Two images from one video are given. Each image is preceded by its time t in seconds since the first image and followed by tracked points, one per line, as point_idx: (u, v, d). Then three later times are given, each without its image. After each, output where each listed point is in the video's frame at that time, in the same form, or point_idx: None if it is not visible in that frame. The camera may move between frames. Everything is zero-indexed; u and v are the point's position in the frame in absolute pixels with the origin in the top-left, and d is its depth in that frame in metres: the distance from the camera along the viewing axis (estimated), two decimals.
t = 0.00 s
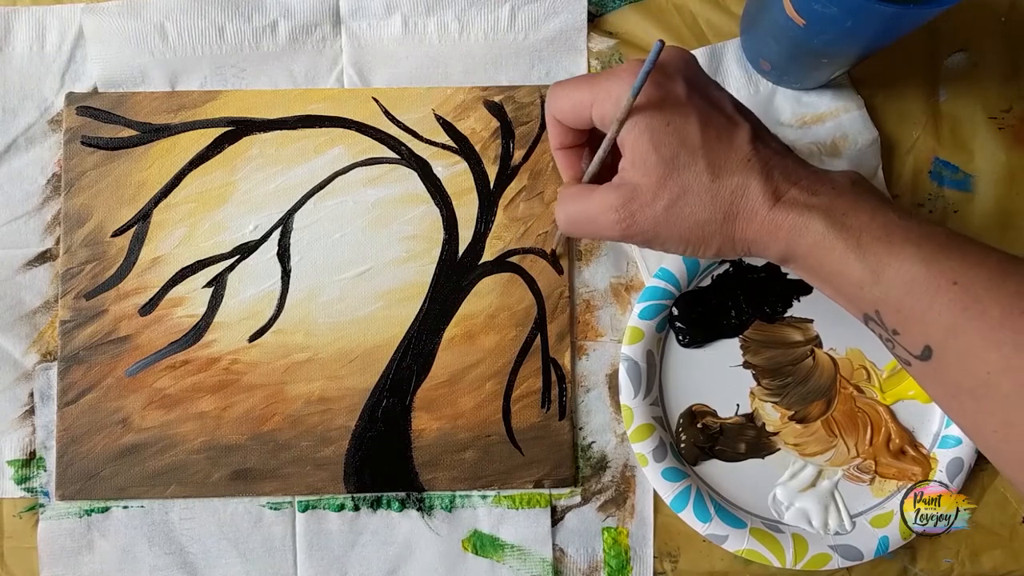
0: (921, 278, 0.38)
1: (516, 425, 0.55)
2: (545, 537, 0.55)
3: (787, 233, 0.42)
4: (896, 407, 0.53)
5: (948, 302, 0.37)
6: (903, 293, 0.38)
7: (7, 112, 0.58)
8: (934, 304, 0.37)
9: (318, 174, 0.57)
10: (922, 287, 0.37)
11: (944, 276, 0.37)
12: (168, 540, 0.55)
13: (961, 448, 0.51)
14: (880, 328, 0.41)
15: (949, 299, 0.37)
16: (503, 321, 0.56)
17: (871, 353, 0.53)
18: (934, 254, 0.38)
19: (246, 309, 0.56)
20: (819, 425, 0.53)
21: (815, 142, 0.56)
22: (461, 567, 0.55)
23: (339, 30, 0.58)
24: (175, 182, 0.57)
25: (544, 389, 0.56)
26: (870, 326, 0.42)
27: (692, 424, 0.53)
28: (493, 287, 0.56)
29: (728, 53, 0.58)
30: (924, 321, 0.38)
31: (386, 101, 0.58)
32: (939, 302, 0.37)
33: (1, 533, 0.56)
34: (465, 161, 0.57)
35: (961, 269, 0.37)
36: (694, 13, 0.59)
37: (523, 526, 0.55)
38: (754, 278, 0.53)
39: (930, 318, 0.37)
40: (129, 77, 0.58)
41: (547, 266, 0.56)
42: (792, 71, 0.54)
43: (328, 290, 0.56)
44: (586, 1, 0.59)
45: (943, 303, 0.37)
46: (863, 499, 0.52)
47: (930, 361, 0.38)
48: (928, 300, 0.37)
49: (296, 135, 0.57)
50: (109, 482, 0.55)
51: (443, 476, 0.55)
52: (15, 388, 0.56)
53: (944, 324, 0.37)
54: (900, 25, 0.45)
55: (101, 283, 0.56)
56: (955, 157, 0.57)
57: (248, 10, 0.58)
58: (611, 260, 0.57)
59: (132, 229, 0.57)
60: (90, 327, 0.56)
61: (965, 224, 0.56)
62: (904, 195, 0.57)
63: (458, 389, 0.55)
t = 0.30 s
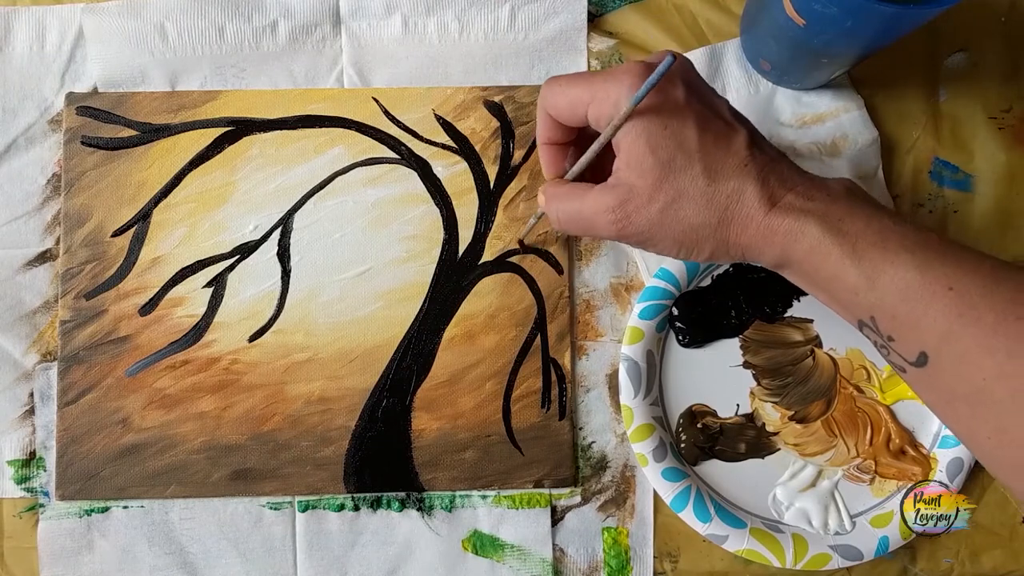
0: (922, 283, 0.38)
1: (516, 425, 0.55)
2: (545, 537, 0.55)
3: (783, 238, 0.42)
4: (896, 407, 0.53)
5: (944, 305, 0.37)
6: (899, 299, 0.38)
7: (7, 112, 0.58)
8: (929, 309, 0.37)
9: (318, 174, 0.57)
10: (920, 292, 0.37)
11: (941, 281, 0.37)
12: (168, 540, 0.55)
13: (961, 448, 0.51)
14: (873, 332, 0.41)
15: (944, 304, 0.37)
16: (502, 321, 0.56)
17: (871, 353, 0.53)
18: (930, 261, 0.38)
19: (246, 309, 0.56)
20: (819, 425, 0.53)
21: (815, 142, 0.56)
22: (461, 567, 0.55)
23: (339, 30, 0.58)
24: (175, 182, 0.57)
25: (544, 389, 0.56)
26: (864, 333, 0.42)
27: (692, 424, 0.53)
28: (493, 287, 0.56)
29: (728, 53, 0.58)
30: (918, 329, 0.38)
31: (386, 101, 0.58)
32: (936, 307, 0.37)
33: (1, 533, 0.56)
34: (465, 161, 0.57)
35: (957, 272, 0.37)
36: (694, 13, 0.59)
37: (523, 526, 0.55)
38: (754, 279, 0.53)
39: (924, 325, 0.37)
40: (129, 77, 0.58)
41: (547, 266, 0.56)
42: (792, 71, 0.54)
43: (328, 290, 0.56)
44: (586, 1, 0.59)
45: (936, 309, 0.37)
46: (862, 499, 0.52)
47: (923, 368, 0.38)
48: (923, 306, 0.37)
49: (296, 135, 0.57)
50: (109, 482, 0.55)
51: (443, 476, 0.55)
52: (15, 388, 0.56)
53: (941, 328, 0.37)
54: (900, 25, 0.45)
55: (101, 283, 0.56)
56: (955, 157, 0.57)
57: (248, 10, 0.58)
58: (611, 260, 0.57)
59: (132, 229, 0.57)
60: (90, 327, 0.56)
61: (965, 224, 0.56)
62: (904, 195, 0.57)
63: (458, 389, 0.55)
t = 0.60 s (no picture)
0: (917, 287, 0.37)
1: (516, 425, 0.55)
2: (545, 537, 0.55)
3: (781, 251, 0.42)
4: (896, 407, 0.53)
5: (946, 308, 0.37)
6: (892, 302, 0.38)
7: (7, 112, 0.58)
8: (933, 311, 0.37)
9: (318, 174, 0.57)
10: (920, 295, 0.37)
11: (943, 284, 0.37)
12: (168, 540, 0.55)
13: (962, 448, 0.51)
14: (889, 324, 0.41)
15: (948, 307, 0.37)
16: (503, 321, 0.56)
17: (872, 353, 0.53)
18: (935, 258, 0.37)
19: (246, 309, 0.56)
20: (819, 425, 0.53)
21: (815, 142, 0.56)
22: (461, 567, 0.55)
23: (339, 30, 0.58)
24: (175, 182, 0.57)
25: (544, 389, 0.56)
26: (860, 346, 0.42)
27: (692, 424, 0.53)
28: (493, 287, 0.56)
29: (728, 53, 0.58)
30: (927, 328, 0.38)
31: (386, 101, 0.58)
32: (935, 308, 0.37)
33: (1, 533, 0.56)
34: (465, 161, 0.57)
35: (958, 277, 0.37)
36: (694, 13, 0.59)
37: (523, 526, 0.55)
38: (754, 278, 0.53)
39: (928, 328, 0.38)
40: (129, 77, 0.58)
41: (547, 266, 0.56)
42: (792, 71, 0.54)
43: (328, 290, 0.56)
44: (586, 1, 0.59)
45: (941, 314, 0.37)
46: (862, 499, 0.52)
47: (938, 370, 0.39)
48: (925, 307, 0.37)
49: (296, 135, 0.57)
50: (109, 482, 0.55)
51: (443, 476, 0.55)
52: (15, 388, 0.56)
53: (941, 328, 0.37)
54: (900, 23, 0.45)
55: (101, 283, 0.56)
56: (955, 157, 0.57)
57: (248, 10, 0.58)
58: (611, 260, 0.57)
59: (132, 229, 0.57)
60: (90, 327, 0.56)
61: (965, 224, 0.56)
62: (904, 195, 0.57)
63: (458, 389, 0.55)
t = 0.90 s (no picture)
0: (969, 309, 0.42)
1: (516, 425, 0.55)
2: (545, 537, 0.55)
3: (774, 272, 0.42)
4: (896, 407, 0.53)
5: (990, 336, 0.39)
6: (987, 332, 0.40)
7: (7, 112, 0.58)
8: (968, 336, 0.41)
9: (318, 174, 0.57)
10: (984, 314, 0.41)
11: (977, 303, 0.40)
12: (168, 540, 0.55)
13: (961, 448, 0.51)
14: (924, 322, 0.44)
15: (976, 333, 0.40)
16: (503, 321, 0.56)
17: (872, 353, 0.53)
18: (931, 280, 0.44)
19: (245, 309, 0.56)
20: (819, 425, 0.53)
21: (815, 142, 0.56)
22: (461, 567, 0.55)
23: (339, 30, 0.58)
24: (175, 182, 0.57)
25: (544, 389, 0.56)
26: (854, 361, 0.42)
27: (692, 424, 0.53)
28: (493, 287, 0.56)
29: (728, 53, 0.58)
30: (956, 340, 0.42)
31: (386, 101, 0.58)
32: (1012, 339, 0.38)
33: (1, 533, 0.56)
34: (465, 161, 0.57)
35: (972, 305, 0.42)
36: (694, 13, 0.59)
37: (523, 526, 0.55)
38: (754, 279, 0.53)
39: None
40: (129, 77, 0.58)
41: (547, 266, 0.56)
42: (792, 71, 0.54)
43: (328, 290, 0.56)
44: (586, 1, 0.59)
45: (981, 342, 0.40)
46: (862, 499, 0.52)
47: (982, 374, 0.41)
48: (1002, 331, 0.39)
49: (296, 135, 0.57)
50: (109, 482, 0.55)
51: (443, 476, 0.55)
52: (15, 388, 0.57)
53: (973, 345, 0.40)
54: (900, 25, 0.45)
55: (101, 283, 0.56)
56: (955, 157, 0.57)
57: (248, 10, 0.58)
58: (611, 260, 0.57)
59: (132, 229, 0.57)
60: (90, 327, 0.56)
61: (965, 224, 0.56)
62: (904, 195, 0.57)
63: (458, 389, 0.55)
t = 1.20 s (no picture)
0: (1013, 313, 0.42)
1: (516, 425, 0.55)
2: (545, 537, 0.55)
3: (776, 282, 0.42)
4: (896, 407, 0.53)
5: None
6: None
7: (7, 112, 0.58)
8: None
9: (318, 174, 0.57)
10: None
11: None
12: (168, 540, 0.55)
13: (961, 448, 0.51)
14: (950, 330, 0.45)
15: None
16: (503, 321, 0.56)
17: (872, 353, 0.53)
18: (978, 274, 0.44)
19: (245, 309, 0.56)
20: (819, 425, 0.53)
21: (815, 142, 0.56)
22: (461, 567, 0.55)
23: (339, 30, 0.58)
24: (175, 182, 0.57)
25: (545, 389, 0.56)
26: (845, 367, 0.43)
27: (692, 424, 0.53)
28: (493, 287, 0.56)
29: (728, 54, 0.58)
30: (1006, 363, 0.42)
31: (386, 101, 0.58)
32: None
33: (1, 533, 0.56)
34: (465, 161, 0.57)
35: None
36: (694, 13, 0.59)
37: (523, 526, 0.55)
38: (754, 278, 0.53)
39: None
40: (129, 77, 0.58)
41: (547, 266, 0.56)
42: (792, 71, 0.54)
43: (328, 290, 0.56)
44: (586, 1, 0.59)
45: None
46: (862, 499, 0.52)
47: None
48: None
49: (296, 135, 0.57)
50: (109, 482, 0.55)
51: (443, 476, 0.55)
52: (15, 388, 0.57)
53: None
54: (900, 25, 0.45)
55: (101, 283, 0.56)
56: (955, 157, 0.57)
57: (248, 10, 0.58)
58: (611, 260, 0.57)
59: (132, 229, 0.57)
60: (90, 327, 0.56)
61: (965, 224, 0.56)
62: (904, 195, 0.57)
63: (458, 389, 0.55)
